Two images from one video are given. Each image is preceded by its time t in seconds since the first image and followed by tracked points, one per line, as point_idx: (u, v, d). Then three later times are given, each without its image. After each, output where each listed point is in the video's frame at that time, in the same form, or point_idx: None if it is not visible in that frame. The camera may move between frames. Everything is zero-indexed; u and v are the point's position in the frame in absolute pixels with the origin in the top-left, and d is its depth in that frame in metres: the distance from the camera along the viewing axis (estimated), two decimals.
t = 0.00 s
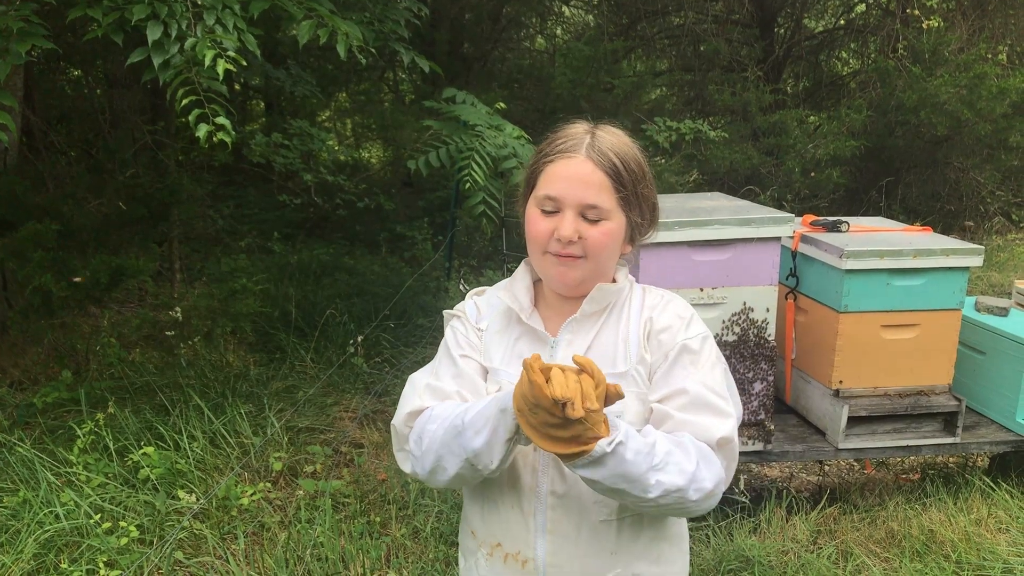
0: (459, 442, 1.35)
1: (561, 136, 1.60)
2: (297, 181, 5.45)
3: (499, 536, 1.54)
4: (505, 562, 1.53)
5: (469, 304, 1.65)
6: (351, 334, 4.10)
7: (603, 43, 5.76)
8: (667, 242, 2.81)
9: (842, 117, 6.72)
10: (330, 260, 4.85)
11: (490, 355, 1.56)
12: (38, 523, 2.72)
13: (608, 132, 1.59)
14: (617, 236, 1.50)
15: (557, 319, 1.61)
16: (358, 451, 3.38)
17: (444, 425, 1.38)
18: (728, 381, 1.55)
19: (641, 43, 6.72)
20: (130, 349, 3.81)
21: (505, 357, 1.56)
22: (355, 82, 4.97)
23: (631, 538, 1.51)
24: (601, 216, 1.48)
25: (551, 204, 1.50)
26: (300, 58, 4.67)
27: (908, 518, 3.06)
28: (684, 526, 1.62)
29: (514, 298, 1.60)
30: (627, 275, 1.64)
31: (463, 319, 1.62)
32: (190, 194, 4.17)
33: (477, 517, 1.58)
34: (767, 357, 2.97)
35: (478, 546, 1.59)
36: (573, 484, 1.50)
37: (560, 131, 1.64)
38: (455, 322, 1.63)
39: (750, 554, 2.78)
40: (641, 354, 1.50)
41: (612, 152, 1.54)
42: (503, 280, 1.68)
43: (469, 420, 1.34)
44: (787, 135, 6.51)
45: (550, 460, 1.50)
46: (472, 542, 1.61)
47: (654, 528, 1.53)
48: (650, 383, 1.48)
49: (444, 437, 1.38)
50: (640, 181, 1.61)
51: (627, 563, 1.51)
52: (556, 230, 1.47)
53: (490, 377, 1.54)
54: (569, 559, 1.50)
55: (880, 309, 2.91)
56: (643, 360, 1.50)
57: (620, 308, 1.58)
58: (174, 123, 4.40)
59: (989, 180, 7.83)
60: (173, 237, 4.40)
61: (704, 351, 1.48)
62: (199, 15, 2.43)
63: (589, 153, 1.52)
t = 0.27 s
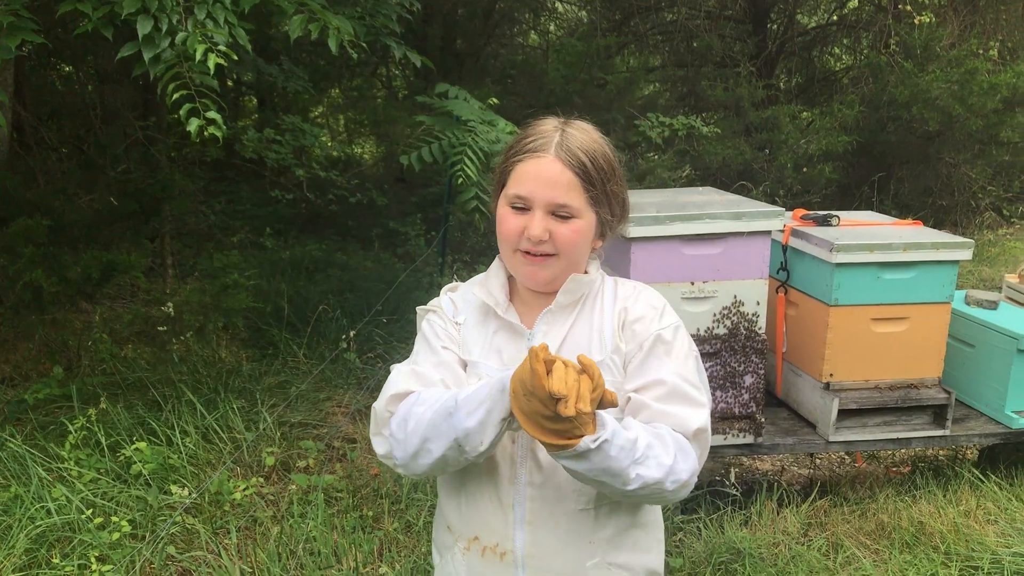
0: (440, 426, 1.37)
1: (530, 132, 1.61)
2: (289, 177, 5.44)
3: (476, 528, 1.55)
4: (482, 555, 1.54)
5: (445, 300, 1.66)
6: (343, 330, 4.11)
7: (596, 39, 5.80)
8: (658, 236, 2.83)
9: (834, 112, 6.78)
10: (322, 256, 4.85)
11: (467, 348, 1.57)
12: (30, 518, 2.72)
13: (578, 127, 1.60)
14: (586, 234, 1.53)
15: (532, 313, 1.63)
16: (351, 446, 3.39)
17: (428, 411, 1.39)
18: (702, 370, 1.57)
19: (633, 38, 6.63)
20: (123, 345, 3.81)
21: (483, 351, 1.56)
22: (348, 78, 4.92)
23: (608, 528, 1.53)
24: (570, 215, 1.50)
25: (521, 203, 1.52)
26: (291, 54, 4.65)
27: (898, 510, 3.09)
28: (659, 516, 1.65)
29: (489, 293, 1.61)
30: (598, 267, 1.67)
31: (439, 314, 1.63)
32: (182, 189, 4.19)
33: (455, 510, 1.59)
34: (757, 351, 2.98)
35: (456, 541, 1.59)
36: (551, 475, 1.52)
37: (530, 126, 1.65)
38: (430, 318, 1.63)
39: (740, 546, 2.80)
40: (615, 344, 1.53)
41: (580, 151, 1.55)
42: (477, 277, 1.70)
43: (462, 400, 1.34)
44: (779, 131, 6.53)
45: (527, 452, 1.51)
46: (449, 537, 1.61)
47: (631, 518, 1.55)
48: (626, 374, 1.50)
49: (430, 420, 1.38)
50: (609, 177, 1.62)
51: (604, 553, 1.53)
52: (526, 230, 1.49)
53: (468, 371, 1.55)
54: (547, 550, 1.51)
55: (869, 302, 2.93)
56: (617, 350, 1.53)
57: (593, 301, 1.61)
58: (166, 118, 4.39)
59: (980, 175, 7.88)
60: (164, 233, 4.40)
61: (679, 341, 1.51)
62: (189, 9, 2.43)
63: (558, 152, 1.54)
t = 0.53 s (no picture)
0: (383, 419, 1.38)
1: (505, 120, 1.63)
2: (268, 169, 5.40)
3: (463, 524, 1.55)
4: (471, 550, 1.54)
5: (415, 293, 1.65)
6: (324, 323, 4.10)
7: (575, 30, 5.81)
8: (637, 226, 2.85)
9: (812, 103, 6.84)
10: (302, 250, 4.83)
11: (444, 343, 1.57)
12: (8, 513, 2.70)
13: (553, 113, 1.64)
14: (568, 217, 1.55)
15: (508, 302, 1.65)
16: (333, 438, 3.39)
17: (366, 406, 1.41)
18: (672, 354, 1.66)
19: (612, 30, 6.64)
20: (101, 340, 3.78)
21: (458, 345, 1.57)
22: (325, 70, 4.88)
23: (595, 513, 1.57)
24: (553, 197, 1.52)
25: (503, 186, 1.51)
26: (268, 45, 4.61)
27: (873, 495, 3.14)
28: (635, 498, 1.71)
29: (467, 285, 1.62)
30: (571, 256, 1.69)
31: (411, 308, 1.61)
32: (161, 182, 4.19)
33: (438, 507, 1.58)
34: (735, 340, 3.02)
35: (439, 538, 1.58)
36: (539, 466, 1.54)
37: (501, 115, 1.66)
38: (400, 310, 1.62)
39: (719, 532, 2.84)
40: (601, 333, 1.56)
41: (558, 136, 1.59)
42: (445, 271, 1.70)
43: (395, 387, 1.37)
44: (757, 122, 6.60)
45: (516, 443, 1.53)
46: (431, 534, 1.60)
47: (616, 500, 1.61)
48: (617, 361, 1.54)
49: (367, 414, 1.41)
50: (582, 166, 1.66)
51: (593, 538, 1.57)
52: (511, 211, 1.48)
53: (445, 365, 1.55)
54: (539, 539, 1.53)
55: (846, 290, 2.98)
56: (603, 337, 1.56)
57: (572, 290, 1.64)
58: (142, 111, 4.34)
59: (954, 165, 8.00)
60: (142, 227, 4.36)
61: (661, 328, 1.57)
62: None
63: (538, 137, 1.56)
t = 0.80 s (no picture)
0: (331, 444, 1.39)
1: (488, 125, 1.63)
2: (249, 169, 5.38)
3: (505, 531, 1.52)
4: (516, 554, 1.52)
5: (412, 303, 1.52)
6: (306, 323, 4.09)
7: (555, 31, 5.86)
8: (619, 226, 2.88)
9: (790, 104, 6.94)
10: (283, 250, 4.81)
11: (462, 353, 1.50)
12: None
13: (535, 113, 1.65)
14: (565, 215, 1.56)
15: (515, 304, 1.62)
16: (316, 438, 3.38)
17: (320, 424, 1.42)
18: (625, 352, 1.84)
19: (593, 31, 6.67)
20: (80, 340, 3.77)
21: (483, 353, 1.52)
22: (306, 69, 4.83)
23: (606, 497, 1.68)
24: (550, 196, 1.54)
25: (501, 189, 1.52)
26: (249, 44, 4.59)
27: (852, 491, 3.19)
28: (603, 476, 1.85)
29: (475, 289, 1.57)
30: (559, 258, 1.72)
31: (415, 322, 1.49)
32: (139, 182, 4.25)
33: (472, 522, 1.51)
34: (716, 338, 3.07)
35: (474, 554, 1.51)
36: (572, 460, 1.57)
37: (482, 121, 1.67)
38: (395, 326, 1.49)
39: (701, 529, 2.88)
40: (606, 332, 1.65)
41: (548, 137, 1.61)
42: (431, 277, 1.60)
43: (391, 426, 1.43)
44: (736, 122, 6.67)
45: (554, 440, 1.55)
46: (459, 554, 1.51)
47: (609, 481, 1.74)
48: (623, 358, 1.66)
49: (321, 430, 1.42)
50: (569, 166, 1.69)
51: (606, 518, 1.67)
52: (514, 213, 1.49)
53: (468, 375, 1.49)
54: (578, 528, 1.58)
55: (824, 290, 3.02)
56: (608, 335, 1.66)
57: (568, 291, 1.70)
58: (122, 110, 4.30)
59: (930, 166, 8.13)
60: (121, 226, 4.33)
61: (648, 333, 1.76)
62: None
63: (530, 138, 1.58)
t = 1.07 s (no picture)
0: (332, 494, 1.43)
1: (470, 137, 1.61)
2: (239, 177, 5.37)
3: (496, 546, 1.56)
4: (508, 567, 1.56)
5: (383, 335, 1.51)
6: (295, 331, 4.08)
7: (546, 41, 5.88)
8: (609, 237, 2.90)
9: (778, 116, 7.02)
10: (273, 258, 4.80)
11: (441, 376, 1.50)
12: None
13: (520, 132, 1.65)
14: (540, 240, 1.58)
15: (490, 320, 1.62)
16: (304, 448, 3.36)
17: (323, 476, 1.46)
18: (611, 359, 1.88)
19: (583, 42, 6.71)
20: (68, 349, 3.74)
21: (462, 374, 1.53)
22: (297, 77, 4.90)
23: (595, 503, 1.71)
24: (527, 221, 1.55)
25: (480, 210, 1.52)
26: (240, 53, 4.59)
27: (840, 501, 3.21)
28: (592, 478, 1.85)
29: (448, 310, 1.56)
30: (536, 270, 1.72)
31: (389, 354, 1.49)
32: (129, 190, 4.21)
33: (463, 540, 1.55)
34: (706, 349, 3.08)
35: (467, 568, 1.56)
36: (562, 474, 1.59)
37: (465, 130, 1.65)
38: (372, 362, 1.48)
39: (691, 540, 2.88)
40: (584, 346, 1.67)
41: (530, 160, 1.61)
42: (401, 303, 1.58)
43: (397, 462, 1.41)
44: (725, 134, 6.73)
45: (539, 455, 1.57)
46: (452, 569, 1.56)
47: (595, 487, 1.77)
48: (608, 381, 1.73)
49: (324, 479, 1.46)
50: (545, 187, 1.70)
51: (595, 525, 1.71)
52: (492, 237, 1.50)
53: (448, 397, 1.49)
54: (568, 538, 1.62)
55: (813, 301, 3.05)
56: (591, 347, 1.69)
57: (547, 303, 1.71)
58: (112, 118, 4.29)
59: (917, 178, 8.21)
60: (111, 235, 4.31)
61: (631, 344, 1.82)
62: (139, 9, 2.40)
63: (515, 160, 1.57)
